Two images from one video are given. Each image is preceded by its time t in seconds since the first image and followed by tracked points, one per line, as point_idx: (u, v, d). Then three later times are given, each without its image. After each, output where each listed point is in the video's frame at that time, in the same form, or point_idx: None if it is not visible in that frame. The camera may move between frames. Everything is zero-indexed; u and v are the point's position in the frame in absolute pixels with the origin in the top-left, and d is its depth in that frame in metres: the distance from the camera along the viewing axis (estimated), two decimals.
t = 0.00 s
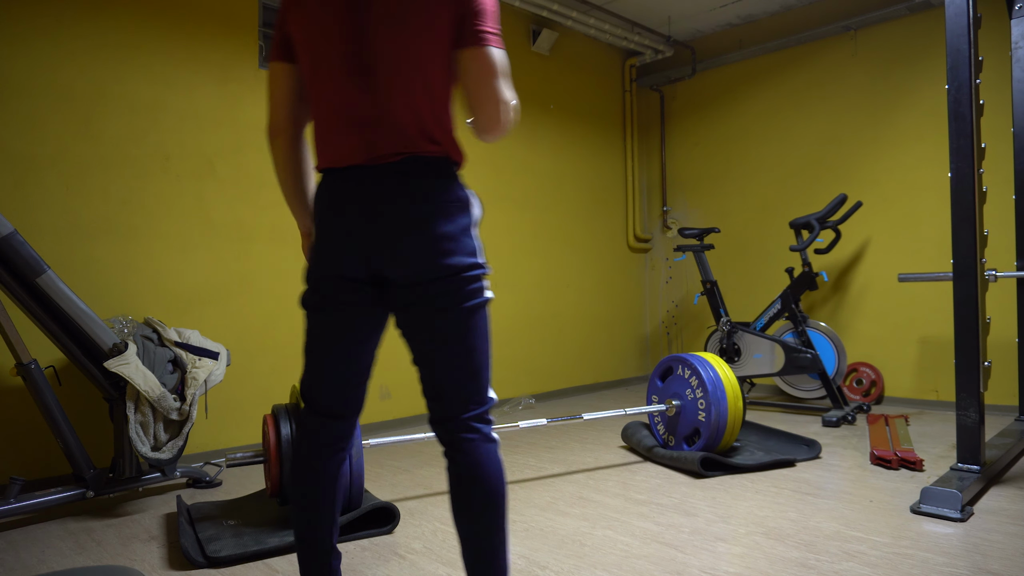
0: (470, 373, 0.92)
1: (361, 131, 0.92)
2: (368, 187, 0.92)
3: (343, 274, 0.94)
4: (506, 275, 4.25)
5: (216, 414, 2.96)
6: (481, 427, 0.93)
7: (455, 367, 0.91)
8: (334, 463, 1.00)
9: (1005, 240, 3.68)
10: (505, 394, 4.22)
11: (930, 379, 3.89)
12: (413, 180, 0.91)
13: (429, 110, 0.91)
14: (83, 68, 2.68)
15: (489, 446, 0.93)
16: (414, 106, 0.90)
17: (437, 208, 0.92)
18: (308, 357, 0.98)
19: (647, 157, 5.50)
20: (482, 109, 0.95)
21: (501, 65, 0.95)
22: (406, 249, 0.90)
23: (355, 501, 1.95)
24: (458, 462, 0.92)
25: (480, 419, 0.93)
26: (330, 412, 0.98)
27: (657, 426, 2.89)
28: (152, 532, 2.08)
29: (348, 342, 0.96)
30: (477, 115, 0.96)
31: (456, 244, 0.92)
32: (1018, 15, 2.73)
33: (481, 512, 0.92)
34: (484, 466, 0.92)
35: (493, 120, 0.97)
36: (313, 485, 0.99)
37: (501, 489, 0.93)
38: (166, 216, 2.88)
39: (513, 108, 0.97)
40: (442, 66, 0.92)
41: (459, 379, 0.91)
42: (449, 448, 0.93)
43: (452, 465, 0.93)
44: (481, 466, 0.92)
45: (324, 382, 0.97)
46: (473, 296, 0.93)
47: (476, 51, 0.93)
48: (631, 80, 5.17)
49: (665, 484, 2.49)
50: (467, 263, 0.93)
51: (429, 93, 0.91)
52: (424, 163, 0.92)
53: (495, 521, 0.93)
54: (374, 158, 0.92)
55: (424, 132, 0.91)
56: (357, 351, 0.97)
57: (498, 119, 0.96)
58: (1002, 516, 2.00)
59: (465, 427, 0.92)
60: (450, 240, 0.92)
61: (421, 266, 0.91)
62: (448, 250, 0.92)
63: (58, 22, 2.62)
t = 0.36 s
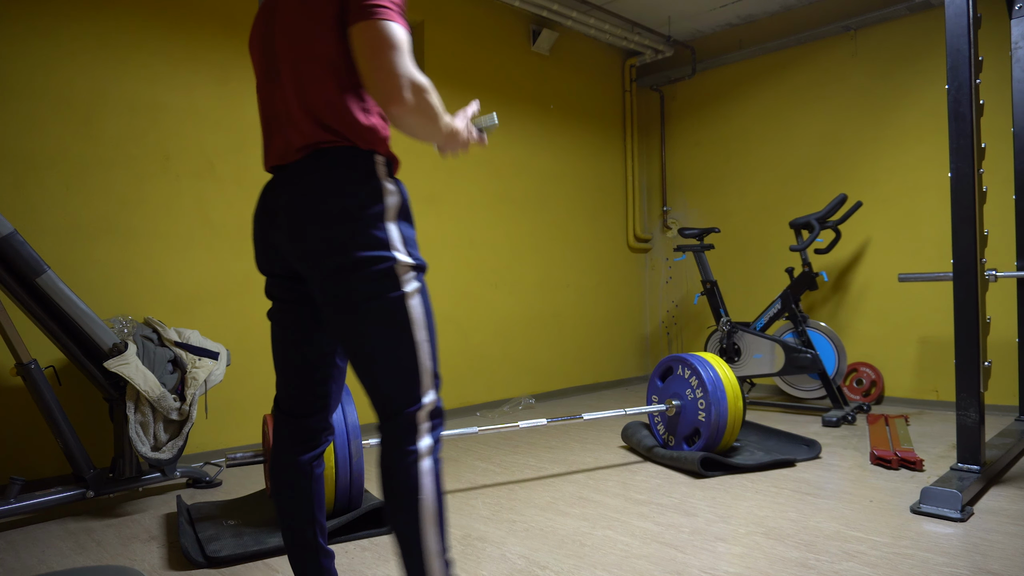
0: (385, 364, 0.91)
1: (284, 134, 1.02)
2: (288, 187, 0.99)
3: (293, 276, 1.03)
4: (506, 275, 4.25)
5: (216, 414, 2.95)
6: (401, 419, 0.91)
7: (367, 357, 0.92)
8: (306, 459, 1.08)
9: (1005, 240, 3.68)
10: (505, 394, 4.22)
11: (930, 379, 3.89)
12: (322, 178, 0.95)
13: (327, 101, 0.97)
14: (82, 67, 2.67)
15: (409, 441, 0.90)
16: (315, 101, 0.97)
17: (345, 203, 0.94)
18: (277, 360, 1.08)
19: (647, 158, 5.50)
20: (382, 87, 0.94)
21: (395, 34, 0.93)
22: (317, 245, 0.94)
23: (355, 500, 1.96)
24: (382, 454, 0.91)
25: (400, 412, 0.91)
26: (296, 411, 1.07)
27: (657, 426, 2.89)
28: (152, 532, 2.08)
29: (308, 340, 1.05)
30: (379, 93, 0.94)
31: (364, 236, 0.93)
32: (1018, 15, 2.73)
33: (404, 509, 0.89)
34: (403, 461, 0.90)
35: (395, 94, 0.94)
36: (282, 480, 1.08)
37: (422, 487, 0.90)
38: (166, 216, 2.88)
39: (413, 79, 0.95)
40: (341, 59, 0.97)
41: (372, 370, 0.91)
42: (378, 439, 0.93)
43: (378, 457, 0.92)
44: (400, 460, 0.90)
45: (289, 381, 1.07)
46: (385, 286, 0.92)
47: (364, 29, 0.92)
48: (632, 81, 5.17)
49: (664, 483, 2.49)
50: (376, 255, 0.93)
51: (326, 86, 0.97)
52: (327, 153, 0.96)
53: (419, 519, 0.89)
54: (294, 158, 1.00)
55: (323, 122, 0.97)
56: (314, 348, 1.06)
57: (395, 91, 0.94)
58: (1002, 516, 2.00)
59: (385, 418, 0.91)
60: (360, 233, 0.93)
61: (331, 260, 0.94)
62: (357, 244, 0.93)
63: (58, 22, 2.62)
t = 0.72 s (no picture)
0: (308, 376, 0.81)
1: (250, 136, 0.95)
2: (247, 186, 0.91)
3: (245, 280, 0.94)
4: (506, 275, 4.25)
5: (216, 414, 2.96)
6: (306, 440, 0.80)
7: (294, 366, 0.81)
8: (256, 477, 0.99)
9: (1005, 240, 3.68)
10: (505, 393, 4.22)
11: (930, 379, 3.89)
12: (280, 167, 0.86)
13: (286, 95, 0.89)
14: (82, 67, 2.67)
15: (309, 466, 0.80)
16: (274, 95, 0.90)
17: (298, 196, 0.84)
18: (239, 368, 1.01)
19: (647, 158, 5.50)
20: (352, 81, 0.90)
21: (366, 27, 0.89)
22: (264, 240, 0.85)
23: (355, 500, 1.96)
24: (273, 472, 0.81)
25: (310, 431, 0.80)
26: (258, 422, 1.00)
27: (657, 426, 2.89)
28: (152, 532, 2.08)
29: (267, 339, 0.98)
30: (347, 87, 0.91)
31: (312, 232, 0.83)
32: (1018, 15, 2.73)
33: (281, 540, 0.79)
34: (293, 486, 0.79)
35: (364, 91, 0.91)
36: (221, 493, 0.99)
37: (306, 519, 0.79)
38: (165, 216, 2.88)
39: (385, 79, 0.91)
40: (297, 49, 0.90)
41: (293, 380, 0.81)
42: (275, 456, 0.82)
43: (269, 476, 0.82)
44: (292, 485, 0.79)
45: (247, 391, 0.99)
46: (328, 290, 0.82)
47: (329, 14, 0.87)
48: (631, 80, 5.17)
49: (665, 483, 2.49)
50: (321, 254, 0.82)
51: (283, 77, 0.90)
52: (287, 148, 0.88)
53: (292, 553, 0.79)
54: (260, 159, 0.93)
55: (284, 117, 0.89)
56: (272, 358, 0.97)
57: (363, 85, 0.90)
58: (1002, 516, 2.00)
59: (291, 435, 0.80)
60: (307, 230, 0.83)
61: (271, 256, 0.84)
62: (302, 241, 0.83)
63: (57, 21, 2.62)
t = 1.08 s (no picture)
0: (268, 388, 0.81)
1: (221, 117, 0.93)
2: (214, 169, 0.89)
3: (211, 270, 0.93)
4: (506, 275, 4.25)
5: (216, 414, 2.96)
6: (265, 455, 0.80)
7: (258, 377, 0.81)
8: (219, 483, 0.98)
9: (1005, 240, 3.68)
10: (504, 393, 4.22)
11: (930, 379, 3.89)
12: (247, 158, 0.84)
13: (253, 76, 0.86)
14: (81, 67, 2.67)
15: (269, 483, 0.80)
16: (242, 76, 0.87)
17: (264, 191, 0.82)
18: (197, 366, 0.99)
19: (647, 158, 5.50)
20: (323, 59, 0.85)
21: None
22: (231, 234, 0.83)
23: (355, 500, 1.96)
24: (235, 490, 0.81)
25: (269, 445, 0.81)
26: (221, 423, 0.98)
27: (657, 426, 2.89)
28: (152, 532, 2.08)
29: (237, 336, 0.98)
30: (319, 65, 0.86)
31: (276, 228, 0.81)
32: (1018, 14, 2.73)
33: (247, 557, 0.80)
34: (257, 504, 0.79)
35: (336, 70, 0.86)
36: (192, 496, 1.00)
37: (270, 534, 0.80)
38: (166, 216, 2.88)
39: (356, 56, 0.85)
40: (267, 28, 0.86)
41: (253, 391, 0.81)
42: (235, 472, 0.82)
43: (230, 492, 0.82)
44: (255, 502, 0.80)
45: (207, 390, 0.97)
46: (291, 294, 0.81)
47: None
48: (631, 80, 5.17)
49: (665, 483, 2.49)
50: (285, 254, 0.81)
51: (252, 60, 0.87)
52: (253, 132, 0.85)
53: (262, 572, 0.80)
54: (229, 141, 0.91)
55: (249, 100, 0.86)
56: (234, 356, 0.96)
57: (335, 63, 0.85)
58: (1002, 516, 2.00)
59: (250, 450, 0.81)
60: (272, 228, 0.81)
61: (237, 253, 0.83)
62: (266, 240, 0.81)
63: (58, 21, 2.61)
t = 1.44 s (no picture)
0: (275, 388, 0.82)
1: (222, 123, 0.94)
2: (218, 174, 0.90)
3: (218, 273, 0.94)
4: (506, 275, 4.26)
5: (216, 414, 2.96)
6: (276, 454, 0.82)
7: (268, 377, 0.82)
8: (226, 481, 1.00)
9: (1005, 240, 3.68)
10: (504, 393, 4.22)
11: (930, 379, 3.89)
12: (253, 159, 0.84)
13: (252, 81, 0.87)
14: (82, 68, 2.67)
15: (278, 482, 0.81)
16: (239, 83, 0.88)
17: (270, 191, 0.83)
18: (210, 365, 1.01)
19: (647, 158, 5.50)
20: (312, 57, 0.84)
21: None
22: (236, 236, 0.84)
23: (355, 500, 1.96)
24: (243, 489, 0.83)
25: (279, 444, 0.82)
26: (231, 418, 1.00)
27: (657, 426, 2.89)
28: (152, 531, 2.08)
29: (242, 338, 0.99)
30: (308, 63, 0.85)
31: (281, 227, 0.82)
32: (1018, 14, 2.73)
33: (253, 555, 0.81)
34: (267, 503, 0.81)
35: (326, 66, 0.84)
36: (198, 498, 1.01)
37: (276, 532, 0.82)
38: (166, 216, 2.88)
39: (342, 49, 0.84)
40: (259, 34, 0.88)
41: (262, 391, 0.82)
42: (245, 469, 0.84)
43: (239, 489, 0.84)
44: (264, 501, 0.81)
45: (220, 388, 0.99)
46: (298, 293, 0.82)
47: None
48: (631, 80, 5.17)
49: (664, 484, 2.49)
50: (292, 254, 0.82)
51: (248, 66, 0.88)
52: (254, 136, 0.86)
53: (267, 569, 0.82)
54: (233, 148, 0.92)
55: (247, 106, 0.87)
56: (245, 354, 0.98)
57: (322, 60, 0.84)
58: (1003, 516, 2.00)
59: (261, 448, 0.82)
60: (278, 227, 0.82)
61: (244, 254, 0.83)
62: (274, 240, 0.82)
63: (58, 21, 2.61)
